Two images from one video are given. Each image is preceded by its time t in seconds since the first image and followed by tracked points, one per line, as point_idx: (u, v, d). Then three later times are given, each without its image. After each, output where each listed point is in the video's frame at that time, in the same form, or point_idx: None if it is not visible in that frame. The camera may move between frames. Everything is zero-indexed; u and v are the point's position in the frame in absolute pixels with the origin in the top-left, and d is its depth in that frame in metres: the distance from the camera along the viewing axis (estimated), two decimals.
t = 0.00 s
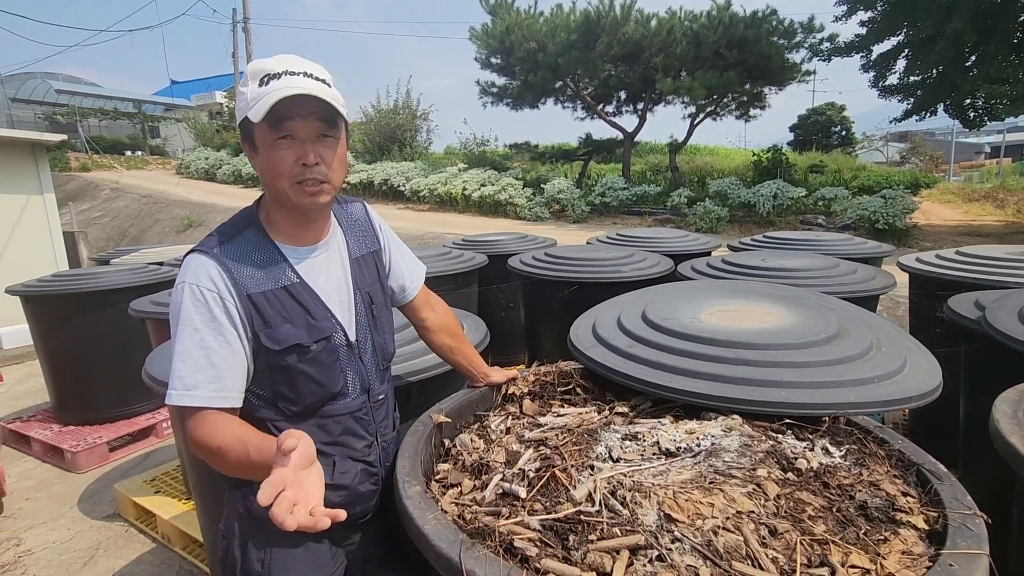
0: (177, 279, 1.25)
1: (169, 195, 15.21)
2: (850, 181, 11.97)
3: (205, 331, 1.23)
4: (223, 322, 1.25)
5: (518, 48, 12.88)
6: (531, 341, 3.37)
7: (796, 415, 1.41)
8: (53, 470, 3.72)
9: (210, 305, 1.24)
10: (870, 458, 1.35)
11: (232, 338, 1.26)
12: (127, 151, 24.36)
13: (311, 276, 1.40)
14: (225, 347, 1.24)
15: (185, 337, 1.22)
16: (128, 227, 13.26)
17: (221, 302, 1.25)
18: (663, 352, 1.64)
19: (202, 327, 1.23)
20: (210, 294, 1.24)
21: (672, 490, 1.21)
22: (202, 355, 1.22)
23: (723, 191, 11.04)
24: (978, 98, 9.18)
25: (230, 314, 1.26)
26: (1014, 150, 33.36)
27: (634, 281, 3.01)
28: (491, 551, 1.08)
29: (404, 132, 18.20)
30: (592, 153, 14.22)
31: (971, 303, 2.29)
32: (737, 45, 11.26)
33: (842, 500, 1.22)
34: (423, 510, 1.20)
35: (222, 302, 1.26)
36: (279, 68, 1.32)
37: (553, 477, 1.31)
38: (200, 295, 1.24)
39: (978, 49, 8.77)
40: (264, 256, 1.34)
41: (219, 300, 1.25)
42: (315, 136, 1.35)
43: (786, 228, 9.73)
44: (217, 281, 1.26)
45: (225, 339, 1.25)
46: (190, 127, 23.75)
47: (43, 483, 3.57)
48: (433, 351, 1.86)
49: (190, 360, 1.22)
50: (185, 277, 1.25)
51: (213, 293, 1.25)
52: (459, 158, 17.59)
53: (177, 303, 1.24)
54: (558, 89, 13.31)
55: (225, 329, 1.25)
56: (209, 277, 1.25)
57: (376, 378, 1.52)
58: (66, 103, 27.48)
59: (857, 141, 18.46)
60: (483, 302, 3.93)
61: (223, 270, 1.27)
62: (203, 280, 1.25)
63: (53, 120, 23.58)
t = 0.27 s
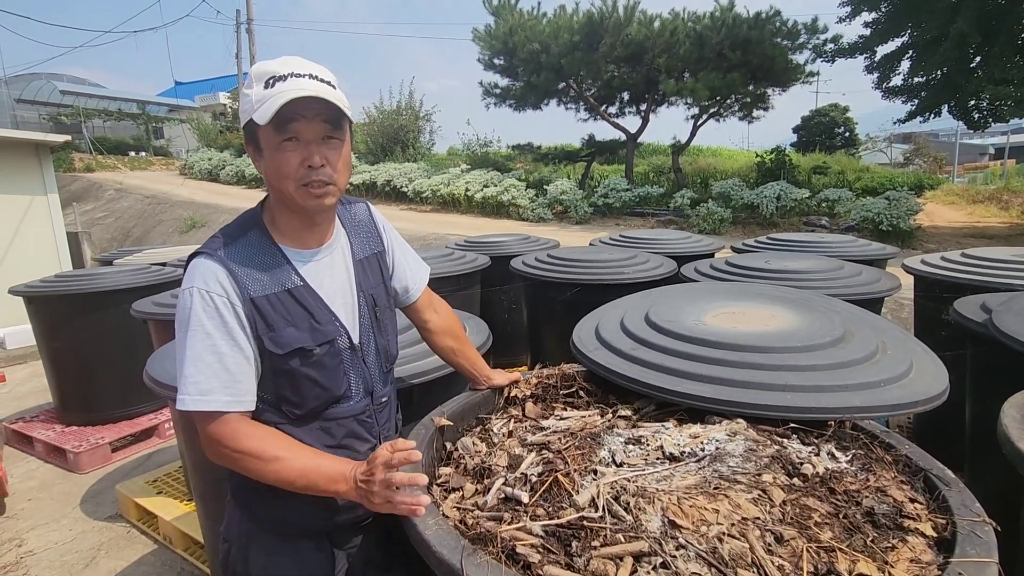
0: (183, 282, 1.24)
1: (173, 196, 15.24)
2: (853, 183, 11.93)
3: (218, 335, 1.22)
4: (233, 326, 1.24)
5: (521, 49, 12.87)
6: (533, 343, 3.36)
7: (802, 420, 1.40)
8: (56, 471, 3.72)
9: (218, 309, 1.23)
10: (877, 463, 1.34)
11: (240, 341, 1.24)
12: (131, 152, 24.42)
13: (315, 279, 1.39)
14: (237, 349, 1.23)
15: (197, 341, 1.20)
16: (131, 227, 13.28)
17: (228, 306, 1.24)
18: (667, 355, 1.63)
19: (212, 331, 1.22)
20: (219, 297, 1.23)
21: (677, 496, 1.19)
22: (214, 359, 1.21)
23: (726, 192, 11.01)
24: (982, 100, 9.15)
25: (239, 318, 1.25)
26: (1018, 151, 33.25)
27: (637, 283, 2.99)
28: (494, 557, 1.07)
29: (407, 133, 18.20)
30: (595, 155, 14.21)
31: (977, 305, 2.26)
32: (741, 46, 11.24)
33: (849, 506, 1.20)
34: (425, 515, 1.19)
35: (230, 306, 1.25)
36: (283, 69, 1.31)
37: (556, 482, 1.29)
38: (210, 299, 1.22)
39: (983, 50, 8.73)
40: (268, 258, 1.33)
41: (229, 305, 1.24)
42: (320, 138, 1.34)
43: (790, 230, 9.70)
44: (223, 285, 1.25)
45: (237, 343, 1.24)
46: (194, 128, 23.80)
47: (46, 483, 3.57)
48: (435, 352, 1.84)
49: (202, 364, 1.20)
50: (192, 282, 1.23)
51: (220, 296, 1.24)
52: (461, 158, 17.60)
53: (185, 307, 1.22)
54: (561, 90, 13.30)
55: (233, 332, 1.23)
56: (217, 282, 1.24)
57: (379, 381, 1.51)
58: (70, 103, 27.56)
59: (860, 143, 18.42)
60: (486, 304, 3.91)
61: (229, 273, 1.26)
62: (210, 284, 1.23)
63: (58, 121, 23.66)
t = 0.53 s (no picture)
0: (185, 278, 1.22)
1: (173, 195, 15.23)
2: (854, 185, 11.94)
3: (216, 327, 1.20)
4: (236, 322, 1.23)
5: (522, 50, 12.87)
6: (533, 344, 3.35)
7: (803, 422, 1.39)
8: (54, 470, 3.71)
9: (223, 305, 1.21)
10: (879, 466, 1.33)
11: (241, 337, 1.23)
12: (132, 150, 24.40)
13: (319, 277, 1.39)
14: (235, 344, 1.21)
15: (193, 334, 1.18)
16: (131, 226, 13.26)
17: (232, 302, 1.23)
18: (669, 357, 1.62)
19: (212, 325, 1.20)
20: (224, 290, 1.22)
21: (678, 498, 1.18)
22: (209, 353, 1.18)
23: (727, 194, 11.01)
24: (983, 103, 9.15)
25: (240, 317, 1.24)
26: (1018, 155, 33.28)
27: (638, 284, 2.98)
28: (494, 560, 1.06)
29: (407, 133, 18.20)
30: (595, 156, 14.21)
31: (979, 308, 2.26)
32: (742, 48, 11.24)
33: (852, 510, 1.20)
34: (424, 516, 1.18)
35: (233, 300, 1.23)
36: (286, 68, 1.30)
37: (557, 483, 1.29)
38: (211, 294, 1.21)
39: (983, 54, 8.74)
40: (272, 256, 1.32)
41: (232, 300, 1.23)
42: (323, 137, 1.34)
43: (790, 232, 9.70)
44: (228, 278, 1.24)
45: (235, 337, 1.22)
46: (195, 127, 23.80)
47: (43, 482, 3.56)
48: (434, 352, 1.84)
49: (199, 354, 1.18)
50: (195, 277, 1.22)
51: (225, 292, 1.22)
52: (462, 159, 17.60)
53: (186, 302, 1.20)
54: (562, 92, 13.32)
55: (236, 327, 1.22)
56: (220, 275, 1.23)
57: (381, 380, 1.51)
58: (71, 102, 27.56)
59: (861, 146, 18.44)
60: (486, 304, 3.91)
61: (235, 269, 1.26)
62: (216, 280, 1.22)
63: (59, 119, 23.66)
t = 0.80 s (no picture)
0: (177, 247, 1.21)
1: (170, 192, 15.17)
2: (850, 189, 11.97)
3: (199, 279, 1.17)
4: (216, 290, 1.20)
5: (521, 51, 12.86)
6: (530, 345, 3.35)
7: (800, 425, 1.39)
8: (46, 468, 3.68)
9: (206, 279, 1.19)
10: (875, 470, 1.33)
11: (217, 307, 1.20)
12: (128, 148, 24.31)
13: (310, 271, 1.39)
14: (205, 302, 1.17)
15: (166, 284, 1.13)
16: (127, 224, 13.21)
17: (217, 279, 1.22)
18: (665, 358, 1.62)
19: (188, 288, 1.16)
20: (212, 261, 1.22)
21: (675, 501, 1.18)
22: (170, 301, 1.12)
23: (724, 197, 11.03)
24: (980, 108, 9.18)
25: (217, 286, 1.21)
26: (1014, 161, 33.46)
27: (635, 285, 2.98)
28: (489, 561, 1.06)
29: (405, 133, 18.17)
30: (593, 157, 14.22)
31: (975, 312, 2.26)
32: (741, 51, 11.26)
33: (848, 513, 1.19)
34: (419, 517, 1.17)
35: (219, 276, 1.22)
36: (297, 70, 1.29)
37: (553, 485, 1.28)
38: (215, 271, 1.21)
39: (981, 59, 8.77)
40: (265, 248, 1.32)
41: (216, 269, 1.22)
42: (325, 143, 1.33)
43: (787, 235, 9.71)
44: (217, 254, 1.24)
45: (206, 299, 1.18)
46: (192, 125, 23.73)
47: (36, 480, 3.53)
48: (429, 352, 1.83)
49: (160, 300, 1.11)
50: (184, 245, 1.22)
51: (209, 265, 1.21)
52: (460, 159, 17.60)
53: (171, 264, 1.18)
54: (561, 93, 13.32)
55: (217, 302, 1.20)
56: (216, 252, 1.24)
57: (373, 378, 1.50)
58: (68, 98, 27.46)
59: (858, 150, 18.50)
60: (482, 305, 3.90)
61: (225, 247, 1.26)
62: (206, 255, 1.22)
63: (55, 116, 23.57)
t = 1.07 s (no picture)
0: (166, 273, 1.19)
1: (165, 189, 15.11)
2: (845, 193, 12.03)
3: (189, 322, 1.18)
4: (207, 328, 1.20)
5: (519, 51, 12.87)
6: (525, 346, 3.35)
7: (793, 427, 1.40)
8: (38, 465, 3.66)
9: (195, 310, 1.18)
10: (866, 472, 1.34)
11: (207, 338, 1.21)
12: (124, 144, 24.20)
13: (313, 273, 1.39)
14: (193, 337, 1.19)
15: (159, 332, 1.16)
16: (121, 220, 13.14)
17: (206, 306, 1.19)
18: (659, 360, 1.62)
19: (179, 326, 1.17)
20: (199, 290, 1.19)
21: (667, 502, 1.19)
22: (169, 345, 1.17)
23: (720, 200, 11.07)
24: (974, 114, 9.25)
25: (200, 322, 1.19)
26: (1007, 167, 33.71)
27: (630, 287, 2.98)
28: (482, 560, 1.06)
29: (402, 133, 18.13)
30: (590, 159, 14.24)
31: (966, 317, 2.28)
32: (737, 55, 11.29)
33: (839, 515, 1.20)
34: (412, 516, 1.17)
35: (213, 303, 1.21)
36: (293, 65, 1.30)
37: (546, 485, 1.29)
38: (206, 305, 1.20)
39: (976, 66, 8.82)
40: (264, 251, 1.31)
41: (205, 304, 1.19)
42: (323, 138, 1.34)
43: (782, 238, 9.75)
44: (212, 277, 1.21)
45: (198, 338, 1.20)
46: (188, 122, 23.63)
47: (27, 477, 3.51)
48: (424, 353, 1.83)
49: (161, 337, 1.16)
50: (176, 271, 1.19)
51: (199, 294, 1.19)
52: (457, 159, 17.59)
53: (162, 295, 1.18)
54: (558, 94, 13.33)
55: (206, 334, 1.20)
56: (211, 276, 1.21)
57: (368, 380, 1.50)
58: (63, 94, 27.30)
59: (853, 154, 18.59)
60: (478, 305, 3.90)
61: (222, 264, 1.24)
62: (201, 276, 1.20)
63: (50, 111, 23.44)
